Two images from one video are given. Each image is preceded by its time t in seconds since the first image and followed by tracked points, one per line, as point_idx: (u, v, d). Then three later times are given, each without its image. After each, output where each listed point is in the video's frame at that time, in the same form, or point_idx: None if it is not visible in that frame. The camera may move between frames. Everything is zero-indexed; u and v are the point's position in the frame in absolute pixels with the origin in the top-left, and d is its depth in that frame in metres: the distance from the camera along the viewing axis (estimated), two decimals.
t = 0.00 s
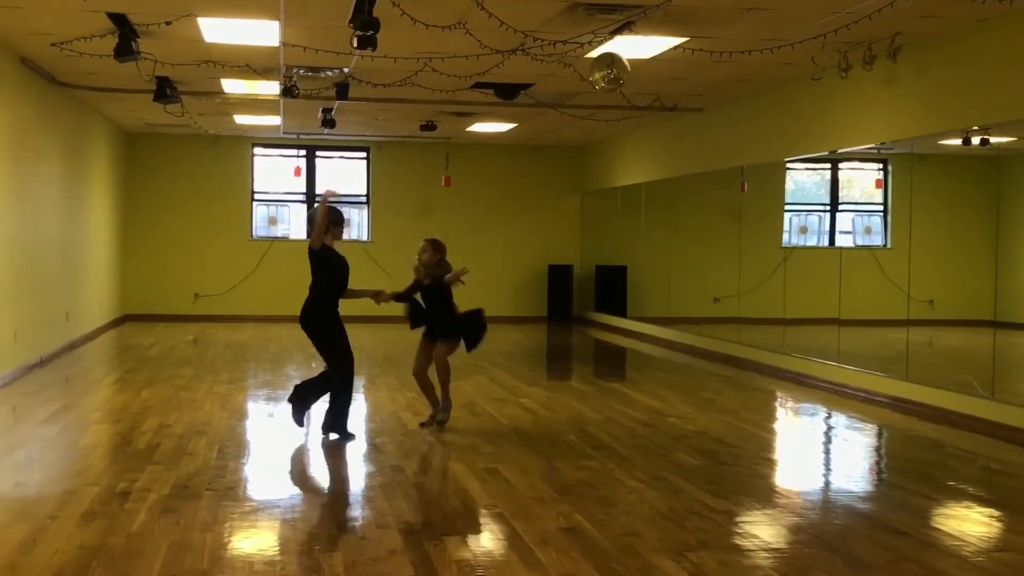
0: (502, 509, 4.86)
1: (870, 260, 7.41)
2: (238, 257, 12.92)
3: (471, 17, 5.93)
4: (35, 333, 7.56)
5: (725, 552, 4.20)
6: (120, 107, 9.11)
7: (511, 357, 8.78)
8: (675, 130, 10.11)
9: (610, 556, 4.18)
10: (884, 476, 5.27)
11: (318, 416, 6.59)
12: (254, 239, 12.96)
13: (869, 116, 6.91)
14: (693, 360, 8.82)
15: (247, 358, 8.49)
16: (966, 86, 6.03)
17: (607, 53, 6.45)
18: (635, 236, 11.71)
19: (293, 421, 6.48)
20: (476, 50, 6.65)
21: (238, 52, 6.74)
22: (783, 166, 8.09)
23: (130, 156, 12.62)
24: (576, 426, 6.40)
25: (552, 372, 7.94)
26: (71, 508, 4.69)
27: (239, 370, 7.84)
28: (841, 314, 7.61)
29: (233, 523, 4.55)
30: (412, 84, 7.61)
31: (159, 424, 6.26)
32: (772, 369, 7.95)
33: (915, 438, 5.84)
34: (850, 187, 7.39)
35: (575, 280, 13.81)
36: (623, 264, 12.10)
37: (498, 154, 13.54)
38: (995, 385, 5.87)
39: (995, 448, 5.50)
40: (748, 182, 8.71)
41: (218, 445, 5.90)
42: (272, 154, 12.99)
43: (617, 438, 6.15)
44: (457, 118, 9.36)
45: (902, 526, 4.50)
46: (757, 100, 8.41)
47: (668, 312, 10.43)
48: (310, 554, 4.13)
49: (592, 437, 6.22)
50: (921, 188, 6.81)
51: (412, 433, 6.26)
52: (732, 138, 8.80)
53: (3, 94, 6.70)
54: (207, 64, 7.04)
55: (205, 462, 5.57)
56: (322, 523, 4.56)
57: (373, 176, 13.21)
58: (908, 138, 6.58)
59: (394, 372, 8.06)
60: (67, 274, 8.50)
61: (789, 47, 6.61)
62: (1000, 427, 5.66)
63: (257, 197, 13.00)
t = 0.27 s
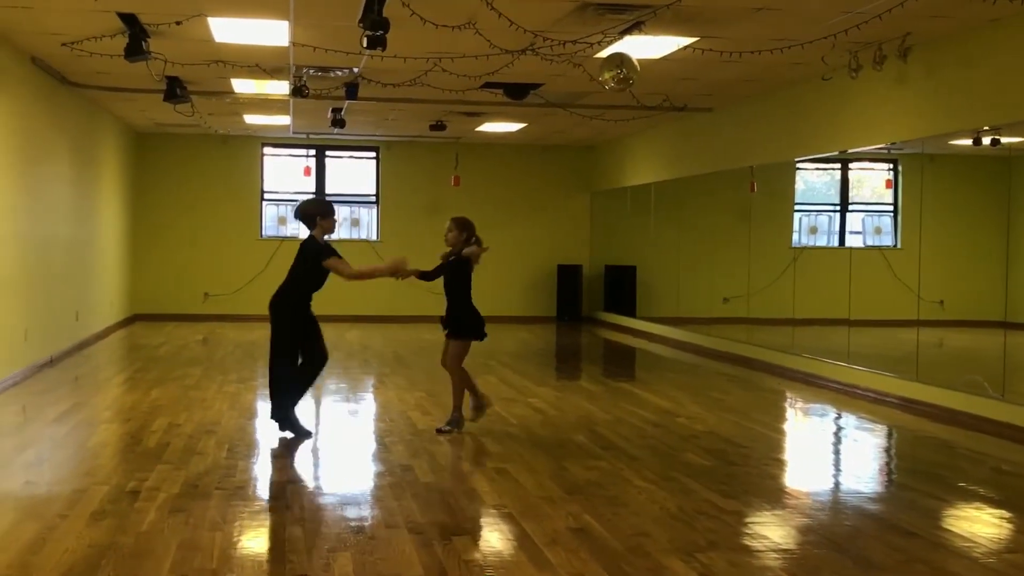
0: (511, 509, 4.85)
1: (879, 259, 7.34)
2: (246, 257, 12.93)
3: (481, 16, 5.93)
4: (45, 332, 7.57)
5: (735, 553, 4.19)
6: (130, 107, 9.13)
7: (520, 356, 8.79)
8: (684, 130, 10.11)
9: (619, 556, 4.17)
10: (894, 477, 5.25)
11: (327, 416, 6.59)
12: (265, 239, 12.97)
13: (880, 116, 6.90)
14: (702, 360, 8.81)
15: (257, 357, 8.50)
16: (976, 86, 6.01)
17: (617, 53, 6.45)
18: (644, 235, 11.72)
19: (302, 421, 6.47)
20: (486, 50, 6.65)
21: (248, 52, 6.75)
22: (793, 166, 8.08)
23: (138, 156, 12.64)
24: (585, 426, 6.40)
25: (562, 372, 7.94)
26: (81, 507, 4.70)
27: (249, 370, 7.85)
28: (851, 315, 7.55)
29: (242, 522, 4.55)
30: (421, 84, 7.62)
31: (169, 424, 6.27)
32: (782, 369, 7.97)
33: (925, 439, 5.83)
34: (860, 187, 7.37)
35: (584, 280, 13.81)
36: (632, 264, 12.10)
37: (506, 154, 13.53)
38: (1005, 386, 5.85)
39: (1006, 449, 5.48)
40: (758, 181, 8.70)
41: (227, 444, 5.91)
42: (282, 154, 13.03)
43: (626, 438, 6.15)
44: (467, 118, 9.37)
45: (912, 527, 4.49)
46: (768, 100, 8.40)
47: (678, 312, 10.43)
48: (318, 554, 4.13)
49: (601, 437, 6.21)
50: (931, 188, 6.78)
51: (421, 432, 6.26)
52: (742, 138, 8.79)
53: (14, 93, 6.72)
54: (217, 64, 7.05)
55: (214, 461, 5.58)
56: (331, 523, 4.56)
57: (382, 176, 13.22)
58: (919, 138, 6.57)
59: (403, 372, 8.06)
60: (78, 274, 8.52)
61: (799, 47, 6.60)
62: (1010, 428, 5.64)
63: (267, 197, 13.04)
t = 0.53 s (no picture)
0: (518, 509, 4.86)
1: (886, 260, 7.31)
2: (251, 256, 12.94)
3: (488, 17, 5.93)
4: (52, 332, 7.59)
5: (741, 554, 4.19)
6: (136, 107, 9.14)
7: (527, 357, 8.80)
8: (691, 131, 10.11)
9: (625, 557, 4.17)
10: (901, 478, 5.25)
11: (335, 416, 6.61)
12: (272, 239, 12.99)
13: (887, 117, 6.89)
14: (708, 360, 8.89)
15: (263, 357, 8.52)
16: (983, 87, 6.00)
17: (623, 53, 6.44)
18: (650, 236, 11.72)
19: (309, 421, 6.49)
20: (493, 50, 6.65)
21: (255, 53, 6.75)
22: (800, 167, 8.08)
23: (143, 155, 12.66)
24: (591, 427, 6.40)
25: (568, 373, 7.95)
26: (88, 507, 4.71)
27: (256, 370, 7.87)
28: (858, 316, 7.52)
29: (248, 522, 4.56)
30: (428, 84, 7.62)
31: (176, 424, 6.28)
32: (789, 370, 7.97)
33: (931, 440, 5.83)
34: (867, 188, 7.35)
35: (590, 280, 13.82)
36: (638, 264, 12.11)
37: (510, 154, 13.53)
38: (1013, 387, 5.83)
39: (1013, 451, 5.47)
40: (764, 182, 8.70)
41: (234, 444, 5.92)
42: (288, 154, 13.03)
43: (633, 439, 6.15)
44: (474, 119, 9.38)
45: (918, 529, 4.48)
46: (775, 101, 8.40)
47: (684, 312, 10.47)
48: (325, 554, 4.13)
49: (608, 438, 6.22)
50: (938, 188, 6.77)
51: (427, 433, 6.27)
52: (749, 139, 8.79)
53: (21, 94, 6.73)
54: (224, 65, 7.06)
55: (221, 461, 5.59)
56: (338, 523, 4.57)
57: (389, 176, 13.23)
58: (926, 139, 6.55)
59: (409, 372, 8.07)
60: (85, 274, 8.54)
61: (806, 48, 6.59)
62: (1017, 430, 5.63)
63: (274, 197, 13.05)
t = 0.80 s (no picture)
0: (523, 510, 4.86)
1: (892, 261, 7.29)
2: (255, 257, 12.94)
3: (493, 17, 5.92)
4: (57, 331, 7.59)
5: (747, 554, 4.18)
6: (141, 107, 9.15)
7: (532, 357, 8.80)
8: (697, 131, 10.11)
9: (630, 557, 4.17)
10: (906, 478, 5.24)
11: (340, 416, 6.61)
12: (276, 240, 13.00)
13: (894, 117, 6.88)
14: (712, 360, 8.94)
15: (268, 357, 8.52)
16: (989, 87, 5.99)
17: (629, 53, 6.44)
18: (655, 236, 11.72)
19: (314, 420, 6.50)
20: (498, 51, 6.65)
21: (262, 53, 6.76)
22: (806, 167, 8.07)
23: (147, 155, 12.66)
24: (597, 427, 6.40)
25: (573, 373, 7.95)
26: (93, 507, 4.71)
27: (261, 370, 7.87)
28: (864, 316, 7.51)
29: (254, 522, 4.56)
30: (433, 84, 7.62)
31: (181, 424, 6.28)
32: (794, 370, 7.97)
33: (937, 441, 5.82)
34: (872, 189, 7.34)
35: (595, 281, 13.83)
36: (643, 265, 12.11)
37: (514, 154, 13.52)
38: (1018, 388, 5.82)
39: (1019, 451, 5.46)
40: (770, 182, 8.69)
41: (240, 444, 5.92)
42: (294, 154, 13.05)
43: (638, 439, 6.15)
44: (479, 119, 9.38)
45: (924, 529, 4.48)
46: (780, 101, 8.39)
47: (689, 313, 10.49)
48: (330, 554, 4.13)
49: (613, 438, 6.22)
50: (944, 189, 6.76)
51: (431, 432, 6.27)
52: (755, 139, 8.78)
53: (27, 93, 6.73)
54: (229, 65, 7.06)
55: (227, 461, 5.59)
56: (343, 523, 4.57)
57: (394, 176, 13.23)
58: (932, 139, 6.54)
59: (414, 372, 8.07)
60: (90, 274, 8.54)
61: (812, 48, 6.59)
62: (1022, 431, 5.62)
63: (279, 197, 13.05)
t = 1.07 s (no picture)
0: (528, 510, 4.86)
1: (898, 261, 7.30)
2: (259, 257, 12.95)
3: (499, 17, 5.92)
4: (64, 332, 7.61)
5: (752, 555, 4.18)
6: (147, 107, 9.17)
7: (537, 357, 8.80)
8: (702, 131, 10.10)
9: (635, 558, 4.17)
10: (912, 478, 5.24)
11: (345, 416, 6.62)
12: (282, 240, 13.01)
13: (899, 117, 6.87)
14: (717, 360, 8.91)
15: (274, 357, 8.54)
16: (995, 87, 5.97)
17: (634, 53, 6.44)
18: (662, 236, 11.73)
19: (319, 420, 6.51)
20: (503, 51, 6.65)
21: (267, 54, 6.77)
22: (811, 167, 8.06)
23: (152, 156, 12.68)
24: (602, 427, 6.40)
25: (579, 373, 7.95)
26: (100, 507, 4.72)
27: (267, 370, 7.88)
28: (869, 316, 7.51)
29: (259, 522, 4.57)
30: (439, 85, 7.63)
31: (187, 424, 6.29)
32: (799, 370, 7.96)
33: (943, 441, 5.81)
34: (878, 189, 7.34)
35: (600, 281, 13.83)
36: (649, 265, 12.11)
37: (518, 154, 13.52)
38: None
39: None
40: (775, 182, 8.68)
41: (246, 444, 5.93)
42: (299, 155, 13.07)
43: (643, 439, 6.15)
44: (484, 119, 9.39)
45: (930, 530, 4.47)
46: (785, 101, 8.38)
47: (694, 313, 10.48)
48: (335, 554, 4.14)
49: (618, 438, 6.21)
50: (950, 189, 6.75)
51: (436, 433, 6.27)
52: (760, 140, 8.78)
53: (34, 94, 6.74)
54: (235, 66, 7.07)
55: (233, 461, 5.60)
56: (349, 523, 4.57)
57: (400, 176, 13.24)
58: (937, 139, 6.52)
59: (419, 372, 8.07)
60: (96, 274, 8.56)
61: (817, 48, 6.58)
62: None
63: (284, 197, 13.07)
